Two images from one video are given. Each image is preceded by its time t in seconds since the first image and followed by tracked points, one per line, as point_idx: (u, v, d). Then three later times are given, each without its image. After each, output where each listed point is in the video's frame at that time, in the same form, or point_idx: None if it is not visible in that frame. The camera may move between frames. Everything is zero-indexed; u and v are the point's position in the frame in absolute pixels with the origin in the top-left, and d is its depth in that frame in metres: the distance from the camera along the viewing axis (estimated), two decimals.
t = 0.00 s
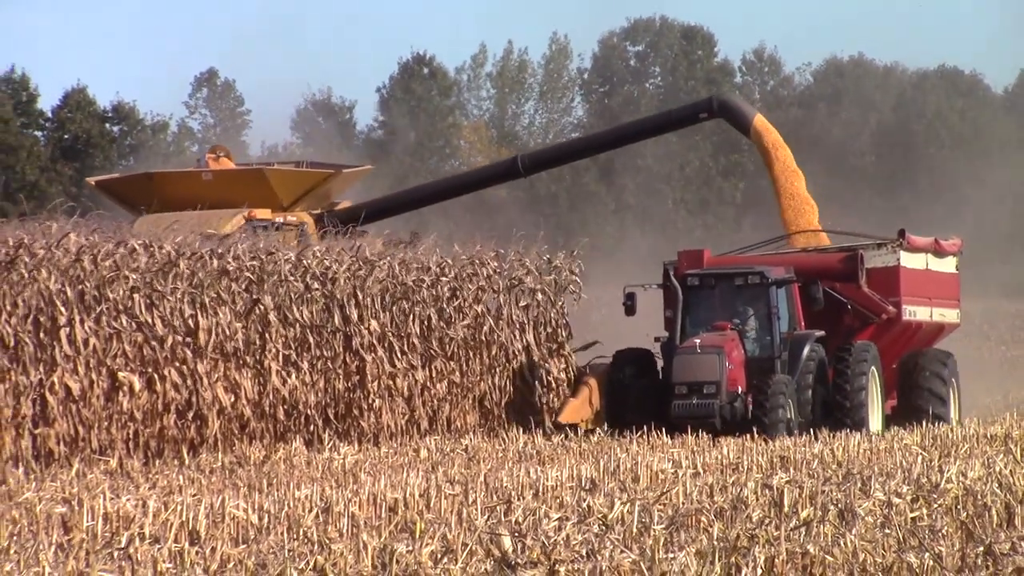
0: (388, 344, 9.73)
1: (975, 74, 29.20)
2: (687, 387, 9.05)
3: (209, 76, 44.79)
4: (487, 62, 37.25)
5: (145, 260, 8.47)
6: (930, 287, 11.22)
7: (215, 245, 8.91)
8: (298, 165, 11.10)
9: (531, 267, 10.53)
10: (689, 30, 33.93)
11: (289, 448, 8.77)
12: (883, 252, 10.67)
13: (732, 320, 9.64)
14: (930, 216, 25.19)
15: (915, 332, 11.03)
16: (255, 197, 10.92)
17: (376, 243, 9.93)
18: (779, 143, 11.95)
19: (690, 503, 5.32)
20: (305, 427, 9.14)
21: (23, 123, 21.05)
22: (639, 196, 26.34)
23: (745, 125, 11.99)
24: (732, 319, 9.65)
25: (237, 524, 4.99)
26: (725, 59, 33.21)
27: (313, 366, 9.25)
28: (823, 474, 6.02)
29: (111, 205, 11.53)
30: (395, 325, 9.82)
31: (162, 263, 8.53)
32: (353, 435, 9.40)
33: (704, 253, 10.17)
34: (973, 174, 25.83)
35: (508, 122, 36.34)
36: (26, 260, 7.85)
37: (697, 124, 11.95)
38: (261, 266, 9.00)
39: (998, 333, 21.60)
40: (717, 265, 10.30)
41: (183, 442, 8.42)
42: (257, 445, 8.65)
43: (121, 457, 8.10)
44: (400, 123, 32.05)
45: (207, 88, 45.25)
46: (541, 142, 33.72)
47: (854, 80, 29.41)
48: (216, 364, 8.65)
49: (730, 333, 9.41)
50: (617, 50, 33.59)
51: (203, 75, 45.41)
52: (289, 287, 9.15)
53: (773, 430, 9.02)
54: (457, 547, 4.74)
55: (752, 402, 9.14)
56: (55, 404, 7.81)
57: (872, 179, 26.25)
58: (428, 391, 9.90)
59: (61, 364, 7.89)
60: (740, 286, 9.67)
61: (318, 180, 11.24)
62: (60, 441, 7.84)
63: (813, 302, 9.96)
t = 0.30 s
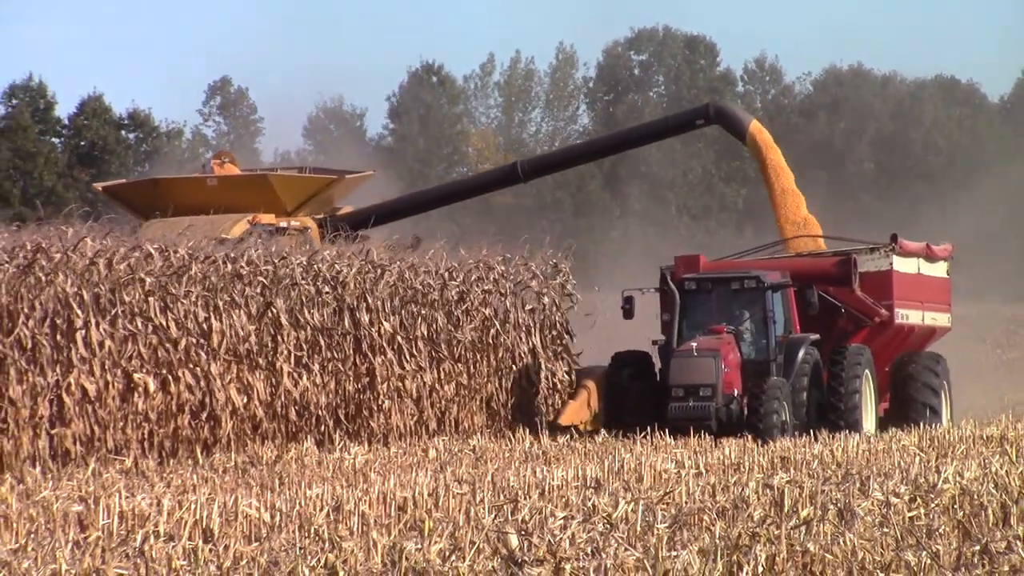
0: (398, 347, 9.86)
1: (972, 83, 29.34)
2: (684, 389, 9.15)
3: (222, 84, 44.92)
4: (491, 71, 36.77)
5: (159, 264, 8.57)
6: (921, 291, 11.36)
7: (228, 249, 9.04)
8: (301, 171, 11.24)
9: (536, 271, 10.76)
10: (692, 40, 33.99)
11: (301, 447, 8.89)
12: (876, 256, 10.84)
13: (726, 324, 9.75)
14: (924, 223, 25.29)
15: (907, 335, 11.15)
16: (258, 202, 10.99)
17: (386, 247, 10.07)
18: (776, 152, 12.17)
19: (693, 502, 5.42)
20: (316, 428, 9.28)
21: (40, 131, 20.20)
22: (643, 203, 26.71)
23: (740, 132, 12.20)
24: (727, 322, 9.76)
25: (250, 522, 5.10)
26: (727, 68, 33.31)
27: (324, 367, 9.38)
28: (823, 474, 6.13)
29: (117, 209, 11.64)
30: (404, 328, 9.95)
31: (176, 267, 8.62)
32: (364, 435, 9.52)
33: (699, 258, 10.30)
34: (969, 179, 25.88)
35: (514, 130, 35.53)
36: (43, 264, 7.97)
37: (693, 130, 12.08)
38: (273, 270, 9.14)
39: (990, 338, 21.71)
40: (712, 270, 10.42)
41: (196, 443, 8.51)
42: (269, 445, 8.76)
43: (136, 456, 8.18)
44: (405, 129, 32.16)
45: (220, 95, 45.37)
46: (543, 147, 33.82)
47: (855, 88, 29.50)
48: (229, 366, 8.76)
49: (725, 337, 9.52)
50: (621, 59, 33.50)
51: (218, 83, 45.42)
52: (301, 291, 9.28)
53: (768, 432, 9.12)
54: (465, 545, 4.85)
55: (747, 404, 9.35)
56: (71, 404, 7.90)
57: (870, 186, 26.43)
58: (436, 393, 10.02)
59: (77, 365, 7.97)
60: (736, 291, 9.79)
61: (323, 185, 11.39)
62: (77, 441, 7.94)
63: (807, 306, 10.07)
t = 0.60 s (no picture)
0: (408, 350, 10.02)
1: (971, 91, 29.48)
2: (682, 391, 9.27)
3: (235, 92, 45.06)
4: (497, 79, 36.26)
5: (175, 268, 8.70)
6: (915, 294, 11.49)
7: (240, 254, 9.17)
8: (305, 177, 11.33)
9: (543, 275, 10.83)
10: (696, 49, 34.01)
11: (313, 448, 9.02)
12: (869, 261, 10.97)
13: (724, 328, 9.87)
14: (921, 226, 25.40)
15: (900, 338, 11.27)
16: (263, 206, 11.10)
17: (395, 251, 10.23)
18: (772, 157, 12.27)
19: (697, 502, 5.52)
20: (328, 429, 9.45)
21: (58, 138, 20.17)
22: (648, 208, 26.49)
23: (736, 138, 12.30)
24: (724, 326, 9.88)
25: (264, 521, 5.22)
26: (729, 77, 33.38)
27: (335, 369, 9.55)
28: (824, 474, 6.25)
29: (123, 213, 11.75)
30: (414, 331, 10.12)
31: (191, 271, 8.75)
32: (375, 436, 9.68)
33: (696, 263, 10.37)
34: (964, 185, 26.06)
35: (522, 137, 34.73)
36: (61, 268, 8.06)
37: (690, 136, 12.19)
38: (285, 275, 9.28)
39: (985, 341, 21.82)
40: (708, 274, 10.53)
41: (211, 443, 8.63)
42: (282, 445, 8.90)
43: (151, 456, 8.28)
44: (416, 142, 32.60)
45: (233, 104, 45.51)
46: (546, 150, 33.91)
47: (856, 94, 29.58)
48: (244, 368, 8.89)
49: (723, 340, 9.63)
50: (627, 67, 33.61)
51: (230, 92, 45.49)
52: (313, 295, 9.44)
53: (765, 431, 9.23)
54: (473, 544, 4.97)
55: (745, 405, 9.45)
56: (88, 406, 8.01)
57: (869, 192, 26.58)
58: (445, 394, 10.18)
59: (94, 367, 8.09)
60: (733, 294, 9.92)
61: (326, 192, 11.45)
62: (94, 442, 8.04)
63: (805, 310, 10.23)
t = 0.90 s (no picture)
0: (418, 351, 10.22)
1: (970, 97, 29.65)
2: (680, 392, 9.40)
3: (249, 98, 45.17)
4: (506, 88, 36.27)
5: (188, 271, 8.82)
6: (909, 296, 11.63)
7: (253, 257, 9.34)
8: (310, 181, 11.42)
9: (550, 278, 10.93)
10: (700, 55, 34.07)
11: (324, 447, 9.18)
12: (864, 263, 11.06)
13: (720, 329, 10.01)
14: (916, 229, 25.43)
15: (895, 339, 11.36)
16: (267, 209, 11.19)
17: (405, 254, 10.38)
18: (768, 163, 12.37)
19: (700, 500, 5.62)
20: (339, 428, 9.63)
21: (74, 143, 19.98)
22: (653, 210, 27.01)
23: (733, 144, 12.44)
24: (720, 327, 10.02)
25: (276, 518, 5.33)
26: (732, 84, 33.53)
27: (347, 370, 9.72)
28: (824, 472, 6.36)
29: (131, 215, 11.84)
30: (423, 332, 10.31)
31: (204, 274, 8.90)
32: (385, 435, 9.88)
33: (694, 265, 10.53)
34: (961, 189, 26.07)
35: (527, 143, 35.21)
36: (78, 271, 8.19)
37: (689, 142, 12.32)
38: (297, 278, 9.44)
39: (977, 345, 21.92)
40: (706, 276, 10.68)
41: (224, 442, 8.78)
42: (294, 444, 9.05)
43: (167, 455, 8.43)
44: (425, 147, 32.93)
45: (247, 110, 45.61)
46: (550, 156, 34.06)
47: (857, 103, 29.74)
48: (256, 369, 9.05)
49: (720, 341, 9.72)
50: (631, 74, 33.63)
51: (244, 98, 45.52)
52: (324, 297, 9.61)
53: (760, 431, 9.37)
54: (481, 540, 5.08)
55: (741, 406, 9.53)
56: (105, 406, 8.14)
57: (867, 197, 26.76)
58: (454, 394, 10.38)
59: (111, 368, 8.22)
60: (729, 296, 10.08)
61: (330, 196, 11.54)
62: (110, 441, 8.18)
63: (800, 311, 10.42)
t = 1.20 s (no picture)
0: (426, 350, 10.40)
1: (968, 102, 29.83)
2: (676, 390, 9.56)
3: (262, 104, 45.42)
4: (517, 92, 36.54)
5: (201, 273, 8.97)
6: (903, 296, 11.76)
7: (264, 259, 9.50)
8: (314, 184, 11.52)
9: (554, 279, 11.12)
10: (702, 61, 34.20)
11: (335, 445, 9.33)
12: (858, 264, 11.20)
13: (717, 328, 10.15)
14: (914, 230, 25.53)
15: (889, 338, 11.49)
16: (270, 211, 11.27)
17: (414, 255, 10.56)
18: (765, 166, 12.51)
19: (702, 496, 5.74)
20: (350, 426, 9.78)
21: (90, 148, 20.52)
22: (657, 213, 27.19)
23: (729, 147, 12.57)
24: (717, 327, 10.16)
25: (287, 515, 5.44)
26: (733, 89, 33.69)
27: (358, 369, 9.89)
28: (823, 468, 6.48)
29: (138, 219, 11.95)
30: (432, 333, 10.49)
31: (216, 276, 9.05)
32: (394, 433, 10.04)
33: (691, 266, 10.65)
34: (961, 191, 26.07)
35: (533, 147, 35.83)
36: (94, 274, 8.33)
37: (685, 145, 12.46)
38: (309, 281, 9.61)
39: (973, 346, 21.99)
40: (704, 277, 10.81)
41: (237, 440, 8.91)
42: (306, 442, 9.19)
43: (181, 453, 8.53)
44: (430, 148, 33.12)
45: (259, 116, 45.84)
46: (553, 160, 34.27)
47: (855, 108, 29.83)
48: (268, 368, 9.19)
49: (716, 340, 9.86)
50: (635, 79, 33.83)
51: (257, 105, 45.75)
52: (335, 298, 9.79)
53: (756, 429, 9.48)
54: (489, 536, 5.19)
55: (737, 404, 9.73)
56: (120, 405, 8.24)
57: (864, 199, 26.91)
58: (462, 393, 10.56)
59: (126, 368, 8.35)
60: (726, 297, 10.20)
61: (333, 199, 11.66)
62: (125, 439, 8.28)
63: (795, 312, 10.47)
